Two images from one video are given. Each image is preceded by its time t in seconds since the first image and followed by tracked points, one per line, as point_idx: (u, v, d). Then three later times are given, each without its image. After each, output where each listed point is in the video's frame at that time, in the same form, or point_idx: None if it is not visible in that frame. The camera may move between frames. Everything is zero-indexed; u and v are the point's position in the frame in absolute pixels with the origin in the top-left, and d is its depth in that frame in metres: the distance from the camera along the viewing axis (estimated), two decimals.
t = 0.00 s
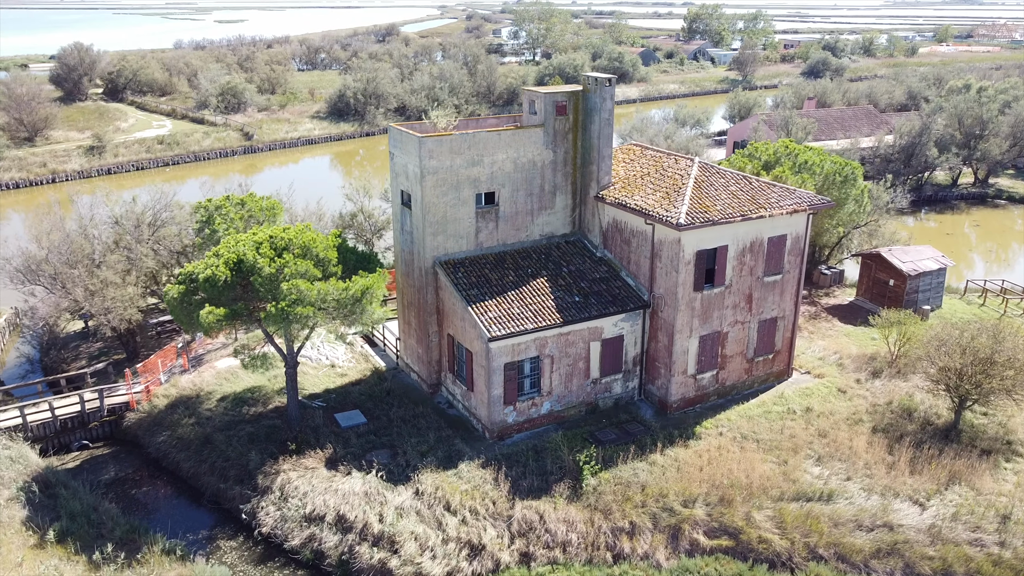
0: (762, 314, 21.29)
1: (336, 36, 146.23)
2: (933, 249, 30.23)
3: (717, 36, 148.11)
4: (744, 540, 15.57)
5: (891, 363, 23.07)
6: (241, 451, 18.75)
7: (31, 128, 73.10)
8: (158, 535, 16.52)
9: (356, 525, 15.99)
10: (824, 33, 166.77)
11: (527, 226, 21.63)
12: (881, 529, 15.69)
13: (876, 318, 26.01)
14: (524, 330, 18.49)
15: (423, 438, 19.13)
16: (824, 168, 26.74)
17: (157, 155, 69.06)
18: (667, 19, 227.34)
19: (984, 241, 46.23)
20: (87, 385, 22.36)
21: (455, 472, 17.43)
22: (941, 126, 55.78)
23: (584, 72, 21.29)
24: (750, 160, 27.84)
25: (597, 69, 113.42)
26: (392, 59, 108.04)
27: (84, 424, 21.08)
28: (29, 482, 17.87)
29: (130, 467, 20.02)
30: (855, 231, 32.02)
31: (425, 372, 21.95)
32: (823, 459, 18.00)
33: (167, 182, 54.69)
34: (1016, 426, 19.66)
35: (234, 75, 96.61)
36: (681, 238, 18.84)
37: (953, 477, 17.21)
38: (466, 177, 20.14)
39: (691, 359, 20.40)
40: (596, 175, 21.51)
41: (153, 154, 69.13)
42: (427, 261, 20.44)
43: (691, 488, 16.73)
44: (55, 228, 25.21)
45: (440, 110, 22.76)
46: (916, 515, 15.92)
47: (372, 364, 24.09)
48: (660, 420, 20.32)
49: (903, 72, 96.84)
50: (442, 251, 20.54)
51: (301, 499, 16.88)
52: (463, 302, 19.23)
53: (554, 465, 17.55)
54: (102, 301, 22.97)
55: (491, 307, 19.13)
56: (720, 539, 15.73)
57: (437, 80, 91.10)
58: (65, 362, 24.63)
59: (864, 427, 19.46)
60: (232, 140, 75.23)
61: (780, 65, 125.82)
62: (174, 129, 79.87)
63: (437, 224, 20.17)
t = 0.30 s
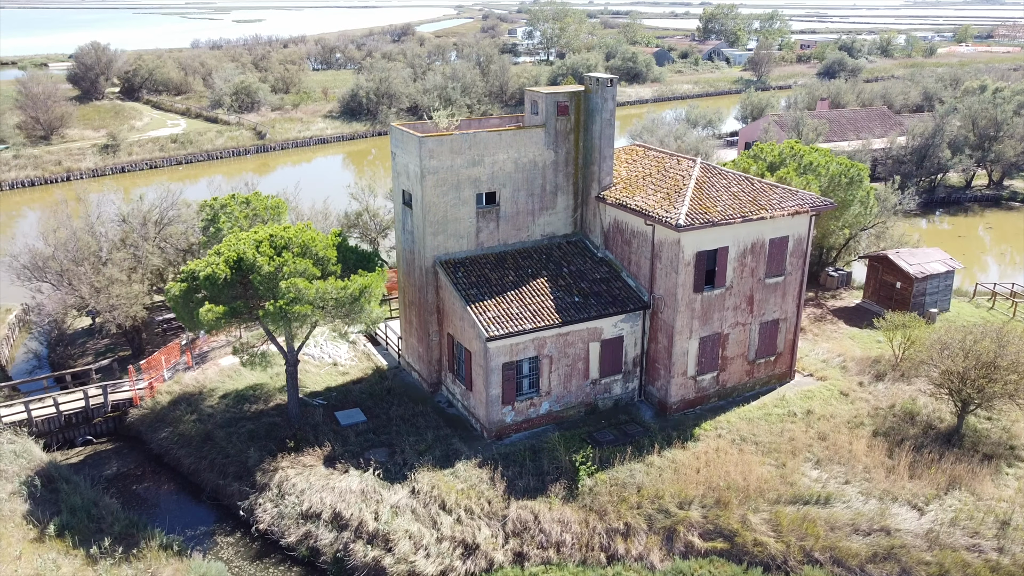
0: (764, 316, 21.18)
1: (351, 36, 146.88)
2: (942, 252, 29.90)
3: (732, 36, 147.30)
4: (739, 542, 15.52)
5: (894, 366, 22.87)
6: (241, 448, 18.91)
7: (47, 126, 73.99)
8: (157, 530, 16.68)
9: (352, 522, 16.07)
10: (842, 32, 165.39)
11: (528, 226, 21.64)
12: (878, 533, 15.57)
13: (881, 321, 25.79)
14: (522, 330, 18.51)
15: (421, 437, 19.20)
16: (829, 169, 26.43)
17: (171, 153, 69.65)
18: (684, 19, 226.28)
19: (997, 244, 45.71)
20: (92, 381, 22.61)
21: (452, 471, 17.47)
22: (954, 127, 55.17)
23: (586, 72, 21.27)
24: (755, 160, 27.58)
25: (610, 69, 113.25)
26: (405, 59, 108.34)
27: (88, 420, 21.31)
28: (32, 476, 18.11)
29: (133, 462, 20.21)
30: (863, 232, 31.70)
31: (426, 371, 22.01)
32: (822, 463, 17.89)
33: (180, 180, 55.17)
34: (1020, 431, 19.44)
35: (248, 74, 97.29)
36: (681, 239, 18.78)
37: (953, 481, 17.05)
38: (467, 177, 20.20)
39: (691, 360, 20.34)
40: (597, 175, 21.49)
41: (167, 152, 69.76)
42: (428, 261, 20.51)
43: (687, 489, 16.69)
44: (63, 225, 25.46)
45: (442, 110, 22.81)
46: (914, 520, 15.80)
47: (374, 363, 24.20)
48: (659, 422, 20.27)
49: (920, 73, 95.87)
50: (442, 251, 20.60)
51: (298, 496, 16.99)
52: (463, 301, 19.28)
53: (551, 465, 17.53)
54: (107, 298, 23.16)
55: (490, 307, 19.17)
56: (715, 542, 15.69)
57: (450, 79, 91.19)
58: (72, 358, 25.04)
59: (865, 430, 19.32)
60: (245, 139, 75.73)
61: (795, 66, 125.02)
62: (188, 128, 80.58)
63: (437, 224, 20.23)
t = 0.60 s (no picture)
0: (765, 318, 21.06)
1: (367, 35, 147.57)
2: (950, 254, 29.59)
3: (749, 36, 146.40)
4: (734, 544, 15.46)
5: (898, 369, 22.66)
6: (241, 444, 19.07)
7: (64, 124, 74.91)
8: (156, 524, 16.86)
9: (347, 519, 16.16)
10: (860, 32, 163.99)
11: (530, 226, 21.66)
12: (875, 537, 15.45)
13: (887, 323, 25.54)
14: (521, 329, 18.53)
15: (420, 435, 19.27)
16: (835, 170, 26.14)
17: (185, 151, 70.27)
18: (701, 19, 225.26)
19: (1011, 247, 45.14)
20: (97, 377, 22.89)
21: (449, 470, 17.53)
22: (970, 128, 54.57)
23: (588, 72, 21.24)
24: (760, 161, 27.37)
25: (625, 69, 113.08)
26: (419, 59, 108.66)
27: (93, 415, 21.58)
28: (35, 469, 18.37)
29: (135, 457, 20.42)
30: (870, 234, 31.40)
31: (426, 370, 22.08)
32: (821, 465, 17.77)
33: (194, 178, 55.68)
34: None
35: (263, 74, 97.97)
36: (680, 239, 18.72)
37: (953, 486, 16.88)
38: (468, 176, 20.24)
39: (691, 361, 20.26)
40: (599, 175, 21.48)
41: (181, 150, 70.38)
42: (428, 260, 20.58)
43: (683, 491, 16.63)
44: (70, 222, 25.72)
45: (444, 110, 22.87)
46: (912, 524, 15.65)
47: (376, 361, 24.30)
48: (658, 423, 20.21)
49: (939, 73, 94.87)
50: (443, 250, 20.66)
51: (296, 493, 17.11)
52: (462, 300, 19.32)
53: (548, 464, 17.54)
54: (114, 295, 23.35)
55: (489, 306, 19.21)
56: (710, 543, 15.63)
57: (463, 79, 91.36)
58: (80, 354, 25.65)
59: (865, 433, 19.18)
60: (259, 138, 76.23)
61: (812, 66, 124.12)
62: (202, 127, 81.26)
63: (438, 223, 20.30)
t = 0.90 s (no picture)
0: (767, 319, 20.94)
1: (383, 35, 148.19)
2: (960, 256, 29.27)
3: (767, 35, 145.32)
4: (728, 546, 15.41)
5: (902, 372, 22.44)
6: (241, 439, 19.24)
7: (81, 122, 75.81)
8: (155, 517, 17.06)
9: (343, 515, 16.25)
10: (880, 32, 162.41)
11: (531, 225, 21.67)
12: (871, 540, 15.34)
13: (893, 325, 25.32)
14: (519, 328, 18.55)
15: (418, 433, 19.34)
16: (841, 171, 25.92)
17: (199, 149, 70.89)
18: (719, 19, 224.14)
19: None
20: (103, 371, 23.16)
21: (445, 467, 17.58)
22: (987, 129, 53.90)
23: (590, 71, 21.20)
24: (765, 161, 27.20)
25: (640, 69, 112.85)
26: (434, 58, 108.94)
27: (97, 409, 21.85)
28: (39, 462, 18.63)
29: (138, 451, 20.63)
30: (879, 235, 31.07)
31: (427, 367, 22.15)
32: (819, 468, 17.65)
33: (207, 176, 56.21)
34: None
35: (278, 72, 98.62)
36: (679, 239, 18.66)
37: (952, 490, 16.71)
38: (468, 175, 20.28)
39: (691, 361, 20.19)
40: (600, 175, 21.46)
41: (195, 148, 71.01)
42: (428, 258, 20.66)
43: (678, 491, 16.59)
44: (77, 218, 26.03)
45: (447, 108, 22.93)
46: (909, 527, 15.53)
47: (378, 358, 24.42)
48: (657, 423, 20.16)
49: (959, 73, 93.78)
50: (443, 248, 20.74)
51: (293, 488, 17.24)
52: (461, 299, 19.37)
53: (544, 463, 17.54)
54: (120, 291, 23.67)
55: (488, 304, 19.25)
56: (704, 544, 15.59)
57: (477, 78, 91.48)
58: (87, 348, 25.94)
59: (866, 436, 19.02)
60: (272, 136, 76.74)
61: (829, 66, 123.05)
62: (217, 124, 81.96)
63: (438, 221, 20.36)
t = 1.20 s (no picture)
0: (768, 320, 20.81)
1: (400, 34, 148.76)
2: (970, 258, 28.91)
3: (784, 35, 144.33)
4: (722, 547, 15.34)
5: (906, 374, 22.20)
6: (241, 434, 19.41)
7: (98, 120, 76.69)
8: (154, 511, 17.26)
9: (337, 512, 16.35)
10: (902, 32, 160.64)
11: (532, 224, 21.67)
12: (866, 543, 15.22)
13: (898, 327, 25.05)
14: (516, 327, 18.57)
15: (416, 430, 19.42)
16: (847, 171, 25.68)
17: (213, 147, 71.48)
18: (738, 19, 222.80)
19: None
20: (108, 366, 23.43)
21: (441, 465, 17.64)
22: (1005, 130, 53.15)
23: (592, 71, 21.17)
24: (771, 162, 27.03)
25: (656, 69, 112.67)
26: (449, 57, 109.15)
27: (102, 404, 22.12)
28: (42, 454, 18.91)
29: (140, 445, 20.86)
30: (887, 236, 30.78)
31: (427, 365, 22.23)
32: (817, 470, 17.52)
33: (222, 173, 56.64)
34: None
35: (294, 71, 99.27)
36: (678, 239, 18.60)
37: (952, 495, 16.52)
38: (469, 173, 20.31)
39: (690, 362, 20.11)
40: (602, 174, 21.43)
41: (210, 146, 71.61)
42: (429, 256, 20.73)
43: (673, 492, 16.54)
44: (84, 214, 26.35)
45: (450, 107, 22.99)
46: (906, 531, 15.38)
47: (380, 356, 24.53)
48: (656, 423, 20.10)
49: (980, 74, 92.56)
50: (444, 247, 20.80)
51: (290, 484, 17.36)
52: (460, 297, 19.42)
53: (540, 462, 17.53)
54: (125, 287, 23.98)
55: (486, 303, 19.29)
56: (697, 545, 15.52)
57: (491, 77, 91.54)
58: (95, 343, 26.31)
59: (866, 439, 18.85)
60: (286, 134, 77.20)
61: (848, 66, 121.96)
62: (233, 123, 82.61)
63: (439, 219, 20.43)
